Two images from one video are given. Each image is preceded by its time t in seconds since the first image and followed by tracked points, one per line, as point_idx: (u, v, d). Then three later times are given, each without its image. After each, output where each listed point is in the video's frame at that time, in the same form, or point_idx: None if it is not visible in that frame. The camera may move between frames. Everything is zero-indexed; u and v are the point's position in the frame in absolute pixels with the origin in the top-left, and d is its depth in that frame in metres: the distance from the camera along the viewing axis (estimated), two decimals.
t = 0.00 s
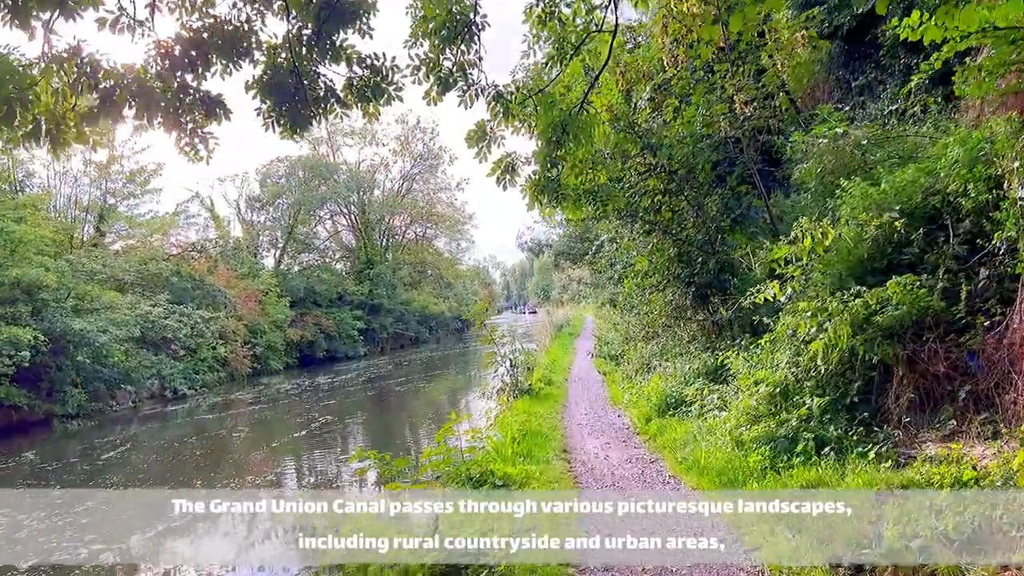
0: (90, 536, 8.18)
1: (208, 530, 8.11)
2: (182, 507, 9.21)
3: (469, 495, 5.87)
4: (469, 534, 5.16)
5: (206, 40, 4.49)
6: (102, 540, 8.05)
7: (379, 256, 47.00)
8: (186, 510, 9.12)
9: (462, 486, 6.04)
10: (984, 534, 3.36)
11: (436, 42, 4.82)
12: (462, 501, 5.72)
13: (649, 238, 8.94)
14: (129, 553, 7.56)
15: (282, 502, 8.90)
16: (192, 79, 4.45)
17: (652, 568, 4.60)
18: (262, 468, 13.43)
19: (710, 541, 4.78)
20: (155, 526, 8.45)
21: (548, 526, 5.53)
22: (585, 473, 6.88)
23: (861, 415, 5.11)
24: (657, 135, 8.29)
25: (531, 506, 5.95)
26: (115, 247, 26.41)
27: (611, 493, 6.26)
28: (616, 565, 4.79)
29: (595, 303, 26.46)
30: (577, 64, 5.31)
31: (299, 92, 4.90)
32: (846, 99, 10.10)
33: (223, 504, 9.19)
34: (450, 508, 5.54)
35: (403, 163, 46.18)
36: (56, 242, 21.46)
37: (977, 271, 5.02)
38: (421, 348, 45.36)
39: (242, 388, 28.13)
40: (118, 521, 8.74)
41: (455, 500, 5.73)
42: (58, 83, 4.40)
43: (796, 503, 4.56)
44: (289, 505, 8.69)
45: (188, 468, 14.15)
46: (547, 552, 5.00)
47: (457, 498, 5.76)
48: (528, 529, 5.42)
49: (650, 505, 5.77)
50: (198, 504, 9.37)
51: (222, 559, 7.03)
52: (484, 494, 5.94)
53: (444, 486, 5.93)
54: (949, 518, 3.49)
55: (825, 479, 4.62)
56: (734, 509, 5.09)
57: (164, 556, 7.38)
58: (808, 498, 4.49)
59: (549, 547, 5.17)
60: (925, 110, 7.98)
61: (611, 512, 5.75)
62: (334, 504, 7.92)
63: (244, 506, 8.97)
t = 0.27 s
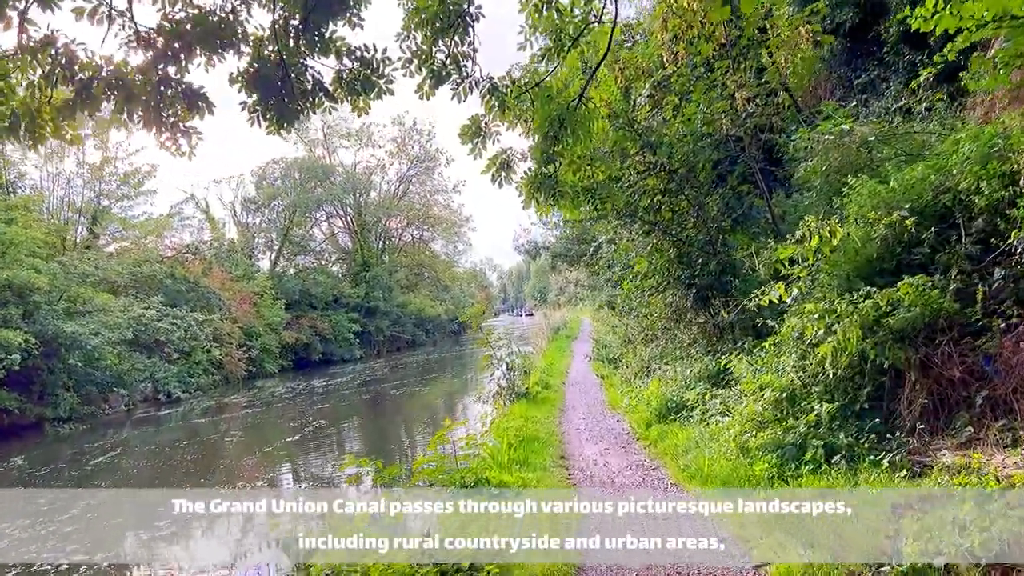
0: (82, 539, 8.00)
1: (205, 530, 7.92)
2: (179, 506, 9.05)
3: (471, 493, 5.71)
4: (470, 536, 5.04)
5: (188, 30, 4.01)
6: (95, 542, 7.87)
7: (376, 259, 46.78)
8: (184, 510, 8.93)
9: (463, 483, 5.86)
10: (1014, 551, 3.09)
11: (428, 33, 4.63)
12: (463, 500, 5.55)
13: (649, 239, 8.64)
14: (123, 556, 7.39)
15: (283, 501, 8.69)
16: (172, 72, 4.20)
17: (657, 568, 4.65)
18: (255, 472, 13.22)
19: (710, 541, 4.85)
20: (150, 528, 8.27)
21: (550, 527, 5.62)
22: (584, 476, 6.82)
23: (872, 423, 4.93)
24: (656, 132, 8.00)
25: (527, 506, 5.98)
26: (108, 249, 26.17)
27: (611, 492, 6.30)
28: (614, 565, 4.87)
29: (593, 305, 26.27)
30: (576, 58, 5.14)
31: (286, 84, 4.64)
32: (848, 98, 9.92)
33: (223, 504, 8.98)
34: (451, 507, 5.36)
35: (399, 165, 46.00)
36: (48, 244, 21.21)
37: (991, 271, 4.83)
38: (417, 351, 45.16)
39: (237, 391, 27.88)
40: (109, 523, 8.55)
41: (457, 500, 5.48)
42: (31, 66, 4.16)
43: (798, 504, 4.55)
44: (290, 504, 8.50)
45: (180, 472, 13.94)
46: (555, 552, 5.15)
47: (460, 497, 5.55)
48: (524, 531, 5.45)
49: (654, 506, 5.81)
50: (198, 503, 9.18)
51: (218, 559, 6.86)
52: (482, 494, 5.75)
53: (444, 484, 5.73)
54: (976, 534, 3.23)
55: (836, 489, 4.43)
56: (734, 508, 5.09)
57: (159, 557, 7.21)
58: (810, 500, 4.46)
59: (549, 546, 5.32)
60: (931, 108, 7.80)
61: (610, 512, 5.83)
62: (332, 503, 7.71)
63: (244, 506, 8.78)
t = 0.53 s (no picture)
0: (76, 539, 7.82)
1: (202, 530, 7.73)
2: (178, 506, 8.86)
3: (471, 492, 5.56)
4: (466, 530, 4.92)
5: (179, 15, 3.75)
6: (90, 543, 7.69)
7: (377, 259, 46.61)
8: (183, 510, 8.72)
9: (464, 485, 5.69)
10: None
11: (430, 19, 4.41)
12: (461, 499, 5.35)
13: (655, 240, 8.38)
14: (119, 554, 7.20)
15: (283, 501, 8.43)
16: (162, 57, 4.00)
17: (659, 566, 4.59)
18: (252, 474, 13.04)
19: (711, 541, 4.75)
20: (147, 527, 8.09)
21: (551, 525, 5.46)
22: (586, 479, 6.70)
23: (891, 431, 4.75)
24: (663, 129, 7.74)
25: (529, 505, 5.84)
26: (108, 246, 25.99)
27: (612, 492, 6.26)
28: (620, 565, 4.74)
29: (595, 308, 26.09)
30: (583, 48, 4.95)
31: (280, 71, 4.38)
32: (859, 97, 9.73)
33: (224, 505, 8.76)
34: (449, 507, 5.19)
35: (402, 165, 45.85)
36: (47, 240, 21.03)
37: (1015, 273, 4.65)
38: (418, 352, 44.99)
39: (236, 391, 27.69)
40: (104, 523, 8.38)
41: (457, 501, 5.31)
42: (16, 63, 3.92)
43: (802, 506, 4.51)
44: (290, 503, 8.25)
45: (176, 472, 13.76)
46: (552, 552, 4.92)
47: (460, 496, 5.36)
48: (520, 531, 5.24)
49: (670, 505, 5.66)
50: (199, 504, 9.00)
51: (214, 558, 6.66)
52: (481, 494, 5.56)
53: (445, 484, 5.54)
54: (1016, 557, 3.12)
55: (856, 500, 4.22)
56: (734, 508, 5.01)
57: (154, 556, 7.02)
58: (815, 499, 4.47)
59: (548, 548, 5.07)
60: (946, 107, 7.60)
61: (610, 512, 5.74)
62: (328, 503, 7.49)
63: (244, 506, 8.57)
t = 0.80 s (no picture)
0: (75, 539, 7.72)
1: (203, 530, 7.59)
2: (179, 506, 8.72)
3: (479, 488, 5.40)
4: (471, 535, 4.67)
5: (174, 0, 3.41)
6: (89, 542, 7.58)
7: (389, 259, 46.52)
8: (185, 510, 8.58)
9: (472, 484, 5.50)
10: None
11: (443, 9, 4.25)
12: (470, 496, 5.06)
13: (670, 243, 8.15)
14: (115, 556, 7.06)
15: (284, 501, 8.20)
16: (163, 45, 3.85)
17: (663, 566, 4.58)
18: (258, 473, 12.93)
19: (710, 541, 4.81)
20: (147, 527, 7.97)
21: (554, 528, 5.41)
22: (591, 484, 6.63)
23: (919, 447, 4.55)
24: (681, 129, 7.54)
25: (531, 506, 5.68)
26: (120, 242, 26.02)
27: (616, 492, 6.31)
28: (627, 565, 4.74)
29: (607, 312, 25.81)
30: (601, 41, 4.78)
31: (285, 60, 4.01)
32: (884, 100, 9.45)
33: (224, 505, 8.59)
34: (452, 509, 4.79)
35: (415, 165, 45.76)
36: (58, 235, 21.05)
37: None
38: (429, 352, 44.86)
39: (245, 388, 27.64)
40: (104, 523, 8.27)
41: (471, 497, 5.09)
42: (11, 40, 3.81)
43: (798, 506, 4.63)
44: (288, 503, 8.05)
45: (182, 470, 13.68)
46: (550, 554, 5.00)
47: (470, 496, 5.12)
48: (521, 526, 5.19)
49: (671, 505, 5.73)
50: (200, 504, 8.86)
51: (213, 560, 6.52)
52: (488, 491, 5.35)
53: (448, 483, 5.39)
54: None
55: (885, 522, 4.02)
56: (735, 508, 5.13)
57: (153, 557, 6.88)
58: (809, 498, 4.63)
59: (547, 547, 5.14)
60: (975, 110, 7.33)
61: (611, 514, 5.75)
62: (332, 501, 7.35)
63: (245, 506, 8.39)
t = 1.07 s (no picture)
0: (80, 533, 7.63)
1: (207, 527, 7.49)
2: (182, 505, 8.62)
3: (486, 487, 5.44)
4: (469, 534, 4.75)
5: None
6: (93, 538, 7.48)
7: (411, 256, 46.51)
8: (187, 508, 8.51)
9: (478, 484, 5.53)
10: None
11: None
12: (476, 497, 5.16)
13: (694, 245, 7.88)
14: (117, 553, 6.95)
15: (283, 501, 8.24)
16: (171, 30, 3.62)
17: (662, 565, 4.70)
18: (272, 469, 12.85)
19: (710, 542, 4.97)
20: (152, 524, 7.86)
21: (561, 527, 5.46)
22: (602, 486, 6.58)
23: (957, 464, 4.33)
24: (709, 126, 7.30)
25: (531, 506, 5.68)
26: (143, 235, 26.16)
27: (623, 491, 6.36)
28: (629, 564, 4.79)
29: (628, 313, 25.52)
30: (625, 27, 4.54)
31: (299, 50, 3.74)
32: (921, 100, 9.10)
33: (223, 505, 8.52)
34: (454, 508, 4.90)
35: (438, 163, 45.68)
36: (81, 226, 21.17)
37: None
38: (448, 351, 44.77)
39: (264, 383, 27.72)
40: (111, 518, 8.18)
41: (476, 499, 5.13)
42: (11, 20, 3.69)
43: (795, 505, 4.81)
44: (289, 503, 8.06)
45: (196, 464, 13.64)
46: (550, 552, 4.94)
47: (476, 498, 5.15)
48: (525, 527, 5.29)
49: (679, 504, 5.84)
50: (199, 503, 8.79)
51: (213, 559, 6.40)
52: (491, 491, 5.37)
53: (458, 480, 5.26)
54: None
55: (921, 543, 3.82)
56: (734, 508, 5.35)
57: (157, 554, 6.76)
58: (807, 497, 4.78)
59: (548, 547, 5.12)
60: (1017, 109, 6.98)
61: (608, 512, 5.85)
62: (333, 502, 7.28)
63: (245, 506, 8.36)
